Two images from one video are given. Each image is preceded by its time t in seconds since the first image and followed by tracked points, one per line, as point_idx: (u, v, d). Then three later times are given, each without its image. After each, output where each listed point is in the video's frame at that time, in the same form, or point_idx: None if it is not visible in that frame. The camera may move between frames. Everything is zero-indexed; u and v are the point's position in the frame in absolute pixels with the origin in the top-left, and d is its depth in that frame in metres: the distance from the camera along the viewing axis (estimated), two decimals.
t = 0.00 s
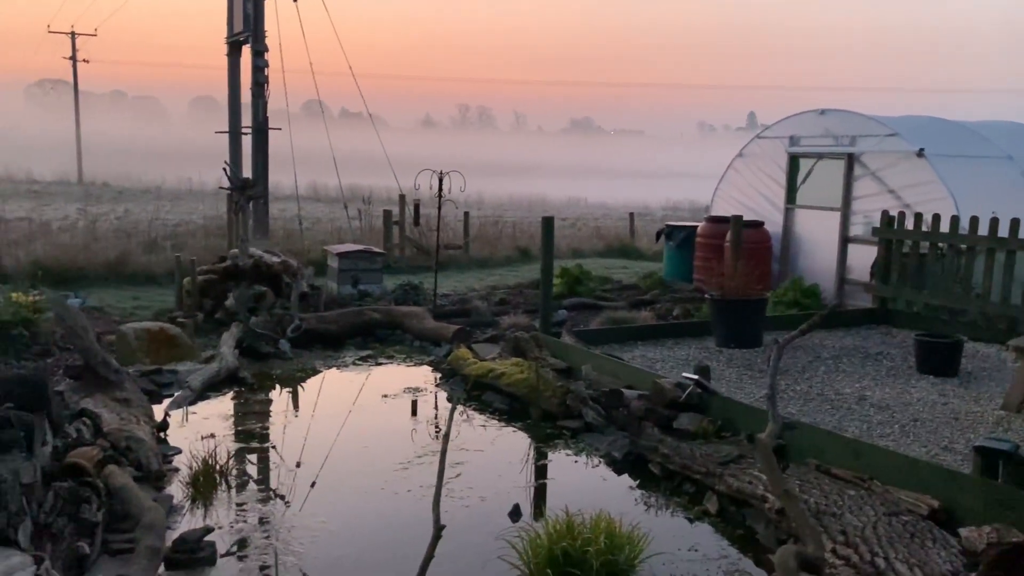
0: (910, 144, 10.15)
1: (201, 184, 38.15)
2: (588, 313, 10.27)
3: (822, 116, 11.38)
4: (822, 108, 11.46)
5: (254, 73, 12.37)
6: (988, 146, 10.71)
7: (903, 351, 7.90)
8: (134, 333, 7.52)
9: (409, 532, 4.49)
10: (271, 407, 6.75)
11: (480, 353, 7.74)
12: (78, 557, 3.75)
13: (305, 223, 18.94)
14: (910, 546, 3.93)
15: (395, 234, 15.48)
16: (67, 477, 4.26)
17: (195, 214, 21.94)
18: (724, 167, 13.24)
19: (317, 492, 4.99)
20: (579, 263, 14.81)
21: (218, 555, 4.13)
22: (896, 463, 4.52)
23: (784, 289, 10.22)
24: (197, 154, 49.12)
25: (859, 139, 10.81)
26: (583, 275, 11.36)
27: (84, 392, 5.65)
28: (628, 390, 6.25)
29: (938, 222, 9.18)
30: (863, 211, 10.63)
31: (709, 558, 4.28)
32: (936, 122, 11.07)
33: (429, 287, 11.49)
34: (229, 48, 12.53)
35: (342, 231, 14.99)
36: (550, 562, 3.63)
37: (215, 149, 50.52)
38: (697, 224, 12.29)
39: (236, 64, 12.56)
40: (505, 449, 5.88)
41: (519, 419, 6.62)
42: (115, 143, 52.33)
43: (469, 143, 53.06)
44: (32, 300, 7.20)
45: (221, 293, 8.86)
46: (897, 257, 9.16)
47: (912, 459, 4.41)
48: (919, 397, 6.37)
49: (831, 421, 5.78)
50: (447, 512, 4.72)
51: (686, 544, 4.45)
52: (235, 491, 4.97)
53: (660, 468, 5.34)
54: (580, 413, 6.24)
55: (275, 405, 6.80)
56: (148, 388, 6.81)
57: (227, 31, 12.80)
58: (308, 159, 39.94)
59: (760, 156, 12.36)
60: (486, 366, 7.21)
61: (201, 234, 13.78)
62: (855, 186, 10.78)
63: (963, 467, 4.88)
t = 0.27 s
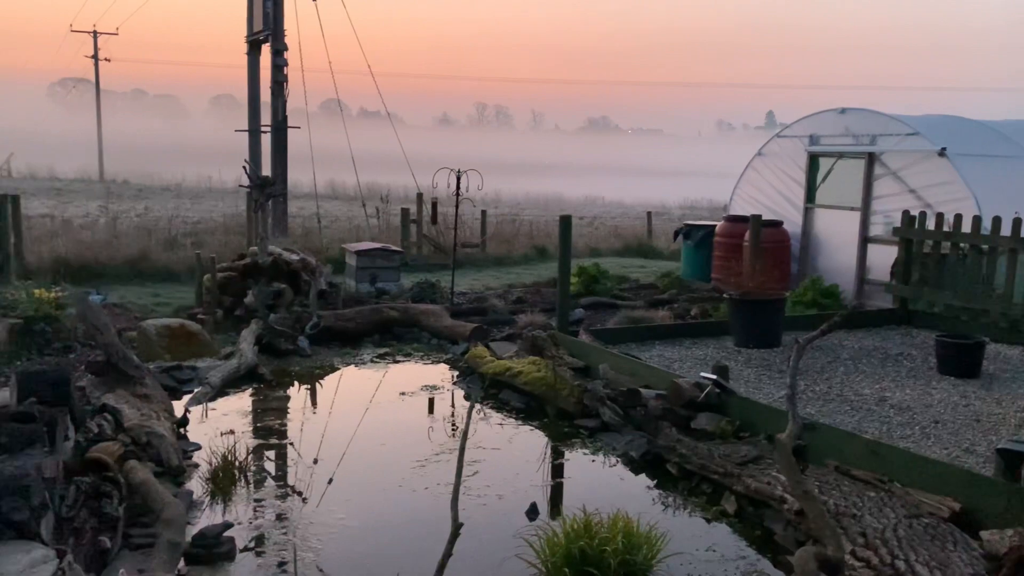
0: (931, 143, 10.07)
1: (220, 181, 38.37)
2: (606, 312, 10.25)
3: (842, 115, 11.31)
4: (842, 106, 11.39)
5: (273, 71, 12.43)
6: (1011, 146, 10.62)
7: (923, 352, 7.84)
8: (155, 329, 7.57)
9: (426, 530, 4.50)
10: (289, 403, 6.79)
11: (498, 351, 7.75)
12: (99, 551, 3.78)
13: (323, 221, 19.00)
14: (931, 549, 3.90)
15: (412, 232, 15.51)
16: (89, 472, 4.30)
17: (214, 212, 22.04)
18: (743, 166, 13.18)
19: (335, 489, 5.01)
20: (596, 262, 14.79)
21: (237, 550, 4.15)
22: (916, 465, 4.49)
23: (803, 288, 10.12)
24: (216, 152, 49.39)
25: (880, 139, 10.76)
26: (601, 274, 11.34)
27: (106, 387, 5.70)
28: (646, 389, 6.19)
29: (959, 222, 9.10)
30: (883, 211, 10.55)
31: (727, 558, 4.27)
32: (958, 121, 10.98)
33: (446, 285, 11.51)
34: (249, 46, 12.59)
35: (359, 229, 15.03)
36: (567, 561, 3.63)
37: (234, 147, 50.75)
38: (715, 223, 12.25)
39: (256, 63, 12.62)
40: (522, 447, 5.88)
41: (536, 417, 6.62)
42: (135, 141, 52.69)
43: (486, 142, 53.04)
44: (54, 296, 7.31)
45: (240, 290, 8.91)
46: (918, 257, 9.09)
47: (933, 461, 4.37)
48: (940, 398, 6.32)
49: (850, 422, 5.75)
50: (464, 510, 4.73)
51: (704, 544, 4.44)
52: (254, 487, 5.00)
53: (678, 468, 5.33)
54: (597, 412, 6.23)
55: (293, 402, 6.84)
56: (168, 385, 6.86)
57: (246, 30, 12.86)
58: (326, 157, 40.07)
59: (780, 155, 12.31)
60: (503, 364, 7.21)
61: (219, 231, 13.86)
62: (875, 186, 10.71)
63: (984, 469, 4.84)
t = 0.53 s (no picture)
0: (956, 144, 9.97)
1: (242, 182, 38.61)
2: (626, 314, 10.23)
3: (865, 116, 11.26)
4: (865, 107, 11.34)
5: (295, 73, 12.50)
6: None
7: (948, 356, 7.76)
8: (178, 329, 7.63)
9: (447, 530, 4.50)
10: (310, 403, 6.81)
11: (517, 352, 7.75)
12: (125, 548, 3.82)
13: (344, 222, 19.08)
14: (957, 555, 3.85)
15: (433, 232, 15.54)
16: (114, 470, 4.34)
17: (236, 212, 22.18)
18: (765, 167, 13.10)
19: (356, 489, 5.02)
20: (617, 264, 14.76)
21: (259, 550, 4.16)
22: (941, 469, 4.43)
23: (826, 292, 10.09)
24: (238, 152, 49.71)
25: (903, 139, 10.68)
26: (621, 275, 11.31)
27: (130, 386, 5.75)
28: (666, 392, 6.17)
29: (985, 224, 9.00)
30: (907, 212, 10.46)
31: (748, 562, 4.24)
32: (982, 122, 10.87)
33: (466, 286, 11.52)
34: (271, 49, 12.67)
35: (380, 229, 15.08)
36: (588, 563, 3.62)
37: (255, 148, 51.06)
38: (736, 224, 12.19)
39: (278, 65, 12.70)
40: (543, 448, 5.87)
41: (556, 419, 6.61)
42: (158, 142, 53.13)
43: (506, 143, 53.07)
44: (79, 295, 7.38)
45: (262, 290, 8.96)
46: (942, 259, 8.99)
47: (959, 466, 4.32)
48: (964, 401, 6.25)
49: (874, 426, 5.70)
50: (484, 511, 4.73)
51: (725, 547, 4.42)
52: (276, 486, 5.02)
53: (699, 470, 5.31)
54: (617, 414, 6.21)
55: (314, 401, 6.86)
56: (191, 384, 6.91)
57: (269, 32, 12.94)
58: (346, 158, 40.23)
59: (802, 156, 12.25)
60: (523, 365, 7.20)
61: (241, 232, 13.94)
62: (899, 187, 10.61)
63: (1010, 474, 4.78)
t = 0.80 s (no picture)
0: (983, 145, 9.86)
1: (265, 184, 38.84)
2: (647, 316, 10.19)
3: (890, 117, 11.17)
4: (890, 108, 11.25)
5: (317, 76, 12.56)
6: None
7: (975, 359, 7.67)
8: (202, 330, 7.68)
9: (469, 532, 4.50)
10: (332, 404, 6.84)
11: (539, 354, 7.74)
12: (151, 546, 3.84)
13: (366, 223, 19.13)
14: (985, 562, 3.80)
15: (454, 234, 15.56)
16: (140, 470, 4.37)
17: (259, 214, 22.30)
18: (789, 169, 13.02)
19: (378, 490, 5.03)
20: (638, 266, 14.70)
21: (283, 550, 4.18)
22: (969, 474, 4.38)
23: (850, 296, 10.02)
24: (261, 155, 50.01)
25: (929, 141, 10.58)
26: (643, 277, 11.28)
27: (155, 387, 5.79)
28: (689, 395, 6.13)
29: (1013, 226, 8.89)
30: (933, 214, 10.35)
31: (772, 566, 4.21)
32: (1010, 123, 10.75)
33: (487, 288, 11.52)
34: (294, 51, 12.74)
35: (401, 231, 15.11)
36: (610, 566, 3.61)
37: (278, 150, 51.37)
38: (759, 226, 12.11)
39: (300, 67, 12.76)
40: (565, 451, 5.86)
41: (578, 421, 6.60)
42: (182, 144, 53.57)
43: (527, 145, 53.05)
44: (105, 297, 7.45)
45: (285, 291, 9.01)
46: (970, 262, 8.89)
47: (987, 471, 4.27)
48: (992, 406, 6.18)
49: (899, 430, 5.64)
50: (506, 513, 4.72)
51: (749, 551, 4.39)
52: (299, 487, 5.04)
53: (722, 474, 5.27)
54: (640, 416, 6.18)
55: (336, 403, 6.88)
56: (215, 384, 6.96)
57: (291, 35, 13.00)
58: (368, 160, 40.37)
59: (826, 158, 12.16)
60: (545, 367, 7.20)
61: (264, 234, 14.02)
62: (924, 189, 10.51)
63: None
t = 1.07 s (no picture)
0: (1011, 146, 9.75)
1: (287, 186, 39.01)
2: (669, 318, 10.15)
3: (916, 118, 11.08)
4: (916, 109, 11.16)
5: (340, 78, 12.61)
6: None
7: (1002, 363, 7.58)
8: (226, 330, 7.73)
9: (491, 534, 4.49)
10: (354, 405, 6.86)
11: (560, 356, 7.72)
12: (175, 545, 3.88)
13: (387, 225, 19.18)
14: (1014, 569, 3.75)
15: (475, 236, 15.57)
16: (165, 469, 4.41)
17: (281, 216, 22.42)
18: (812, 170, 12.92)
19: (400, 491, 5.04)
20: (660, 268, 14.65)
21: (305, 550, 4.20)
22: (997, 479, 4.33)
23: (875, 298, 9.94)
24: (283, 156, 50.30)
25: (956, 141, 10.49)
26: (664, 279, 11.23)
27: (179, 387, 5.83)
28: (712, 397, 6.07)
29: None
30: (960, 216, 10.24)
31: (795, 571, 4.18)
32: None
33: (508, 289, 11.52)
34: (316, 54, 12.79)
35: (422, 233, 15.14)
36: (633, 569, 3.59)
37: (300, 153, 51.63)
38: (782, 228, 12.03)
39: (322, 70, 12.82)
40: (586, 453, 5.84)
41: (599, 423, 6.58)
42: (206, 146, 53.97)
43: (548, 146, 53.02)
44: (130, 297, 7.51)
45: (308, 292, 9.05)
46: (997, 264, 8.78)
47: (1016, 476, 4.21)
48: (1020, 410, 6.10)
49: (925, 434, 5.58)
50: (528, 515, 4.71)
51: (772, 555, 4.36)
52: (321, 487, 5.05)
53: (745, 477, 5.24)
54: (662, 419, 6.16)
55: (358, 404, 6.90)
56: (239, 384, 7.00)
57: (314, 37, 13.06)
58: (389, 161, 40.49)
59: (850, 158, 12.07)
60: (566, 368, 7.18)
61: (286, 235, 14.09)
62: (951, 190, 10.40)
63: None
